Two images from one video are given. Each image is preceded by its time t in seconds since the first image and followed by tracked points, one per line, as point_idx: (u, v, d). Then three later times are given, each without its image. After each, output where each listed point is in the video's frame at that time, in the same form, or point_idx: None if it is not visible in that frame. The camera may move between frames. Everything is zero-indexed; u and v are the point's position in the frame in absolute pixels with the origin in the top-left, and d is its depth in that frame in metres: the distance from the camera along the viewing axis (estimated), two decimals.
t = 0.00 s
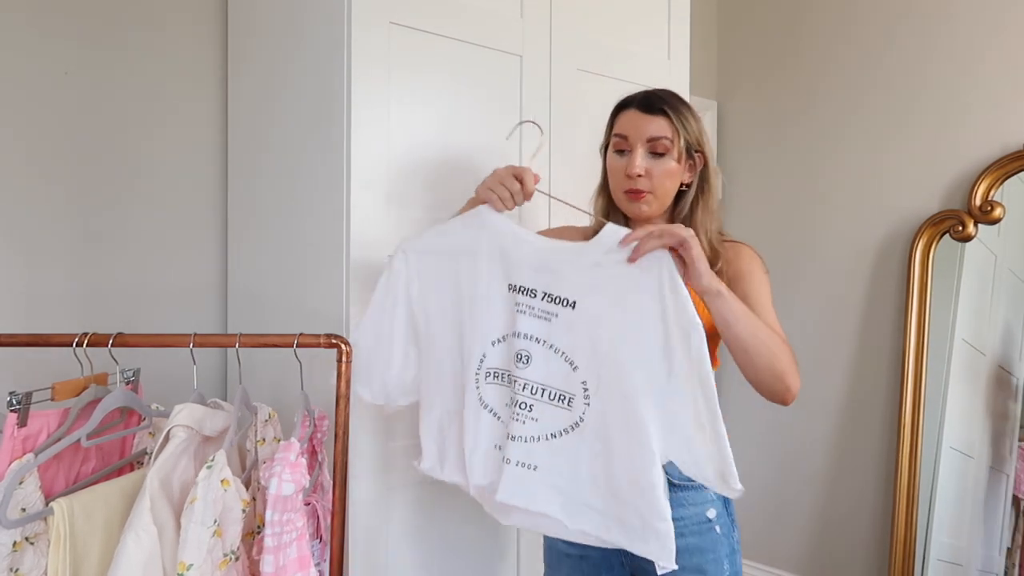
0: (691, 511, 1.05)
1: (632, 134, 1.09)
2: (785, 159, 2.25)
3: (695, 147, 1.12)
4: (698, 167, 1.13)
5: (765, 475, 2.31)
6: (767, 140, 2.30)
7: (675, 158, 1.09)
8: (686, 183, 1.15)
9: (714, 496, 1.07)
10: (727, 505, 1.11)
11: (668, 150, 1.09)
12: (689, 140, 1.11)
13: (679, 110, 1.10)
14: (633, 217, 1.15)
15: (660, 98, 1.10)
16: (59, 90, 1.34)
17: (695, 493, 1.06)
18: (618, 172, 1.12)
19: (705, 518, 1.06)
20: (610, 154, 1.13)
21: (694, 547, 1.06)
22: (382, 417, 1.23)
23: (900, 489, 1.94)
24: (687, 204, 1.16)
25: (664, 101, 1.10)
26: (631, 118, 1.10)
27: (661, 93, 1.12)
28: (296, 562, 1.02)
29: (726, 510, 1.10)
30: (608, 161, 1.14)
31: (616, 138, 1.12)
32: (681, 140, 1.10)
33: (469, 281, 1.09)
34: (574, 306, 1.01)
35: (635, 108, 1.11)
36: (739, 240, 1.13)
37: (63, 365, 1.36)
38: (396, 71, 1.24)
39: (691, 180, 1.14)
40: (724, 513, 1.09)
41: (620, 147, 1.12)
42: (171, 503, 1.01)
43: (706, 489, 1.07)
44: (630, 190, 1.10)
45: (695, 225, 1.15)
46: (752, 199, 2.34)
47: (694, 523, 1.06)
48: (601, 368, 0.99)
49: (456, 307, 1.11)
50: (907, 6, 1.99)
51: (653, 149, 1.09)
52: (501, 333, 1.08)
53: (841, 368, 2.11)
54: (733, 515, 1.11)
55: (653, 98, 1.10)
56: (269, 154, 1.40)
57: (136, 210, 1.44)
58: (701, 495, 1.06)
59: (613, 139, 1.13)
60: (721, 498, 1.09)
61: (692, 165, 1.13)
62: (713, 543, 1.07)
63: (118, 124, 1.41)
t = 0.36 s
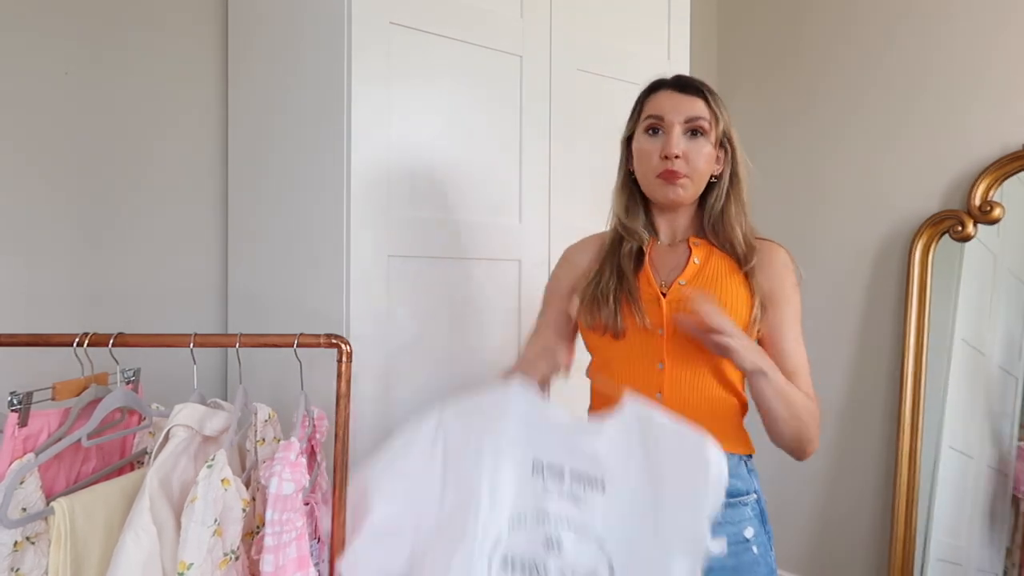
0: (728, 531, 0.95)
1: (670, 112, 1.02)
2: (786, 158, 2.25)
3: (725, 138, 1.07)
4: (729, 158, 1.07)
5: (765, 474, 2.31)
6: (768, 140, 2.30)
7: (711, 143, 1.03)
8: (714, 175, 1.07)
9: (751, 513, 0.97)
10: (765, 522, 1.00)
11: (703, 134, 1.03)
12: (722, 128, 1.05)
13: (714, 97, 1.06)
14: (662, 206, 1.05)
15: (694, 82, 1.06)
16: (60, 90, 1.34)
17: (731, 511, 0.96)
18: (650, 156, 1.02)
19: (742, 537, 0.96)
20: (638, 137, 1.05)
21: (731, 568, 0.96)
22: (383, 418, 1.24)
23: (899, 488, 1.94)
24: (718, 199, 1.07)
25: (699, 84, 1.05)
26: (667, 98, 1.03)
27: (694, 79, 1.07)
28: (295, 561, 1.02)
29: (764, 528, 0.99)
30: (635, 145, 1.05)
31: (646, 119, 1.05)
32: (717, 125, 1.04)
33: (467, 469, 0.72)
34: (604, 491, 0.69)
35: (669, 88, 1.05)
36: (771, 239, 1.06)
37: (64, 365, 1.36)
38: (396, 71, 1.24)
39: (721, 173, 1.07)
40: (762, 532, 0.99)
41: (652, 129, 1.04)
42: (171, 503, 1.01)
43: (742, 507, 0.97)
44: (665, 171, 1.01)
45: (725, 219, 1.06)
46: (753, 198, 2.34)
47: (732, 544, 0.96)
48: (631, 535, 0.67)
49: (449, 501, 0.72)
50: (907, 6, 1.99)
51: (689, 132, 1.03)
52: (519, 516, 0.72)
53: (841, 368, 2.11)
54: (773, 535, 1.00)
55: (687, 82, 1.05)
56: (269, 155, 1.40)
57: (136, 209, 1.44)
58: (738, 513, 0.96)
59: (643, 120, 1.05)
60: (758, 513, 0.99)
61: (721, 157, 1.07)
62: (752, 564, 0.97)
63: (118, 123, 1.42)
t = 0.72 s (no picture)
0: (728, 527, 0.96)
1: (657, 97, 1.02)
2: (786, 159, 2.25)
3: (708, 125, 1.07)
4: (714, 145, 1.08)
5: (765, 475, 2.31)
6: (768, 141, 2.30)
7: (698, 129, 1.03)
8: (701, 163, 1.08)
9: (747, 509, 0.98)
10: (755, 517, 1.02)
11: (689, 119, 1.03)
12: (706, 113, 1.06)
13: (697, 82, 1.07)
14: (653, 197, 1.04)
15: (677, 67, 1.06)
16: (60, 90, 1.35)
17: (732, 507, 0.97)
18: (638, 144, 1.02)
19: (740, 533, 0.97)
20: (624, 125, 1.04)
21: (730, 564, 0.96)
22: (383, 418, 1.24)
23: (899, 488, 1.94)
24: (707, 187, 1.07)
25: (682, 68, 1.06)
26: (652, 83, 1.04)
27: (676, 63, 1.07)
28: (300, 561, 1.02)
29: (756, 523, 1.01)
30: (621, 134, 1.04)
31: (632, 106, 1.04)
32: (703, 110, 1.05)
33: None
34: None
35: (653, 73, 1.05)
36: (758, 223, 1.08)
37: (64, 365, 1.37)
38: (396, 71, 1.24)
39: (706, 160, 1.08)
40: (755, 528, 1.00)
41: (639, 116, 1.03)
42: (171, 503, 1.01)
43: (740, 503, 0.97)
44: (655, 159, 1.01)
45: (715, 208, 1.06)
46: (753, 199, 2.34)
47: (731, 540, 0.96)
48: None
49: None
50: (908, 6, 1.99)
51: (676, 117, 1.03)
52: None
53: (841, 368, 2.11)
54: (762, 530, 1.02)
55: (670, 67, 1.06)
56: (269, 154, 1.40)
57: (135, 210, 1.44)
58: (736, 509, 0.97)
59: (628, 108, 1.05)
60: (751, 508, 1.00)
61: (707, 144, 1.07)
62: (746, 560, 0.98)
63: (118, 124, 1.42)
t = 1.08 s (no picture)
0: (697, 520, 0.94)
1: (629, 96, 1.01)
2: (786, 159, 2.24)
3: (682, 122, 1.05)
4: (686, 143, 1.06)
5: (765, 475, 2.31)
6: (768, 141, 2.30)
7: (669, 128, 1.02)
8: (672, 160, 1.06)
9: (716, 502, 0.97)
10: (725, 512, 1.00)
11: (661, 118, 1.02)
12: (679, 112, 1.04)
13: (672, 80, 1.04)
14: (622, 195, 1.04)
15: (651, 63, 1.04)
16: (60, 90, 1.35)
17: (700, 499, 0.95)
18: (608, 141, 1.01)
19: (710, 526, 0.95)
20: (596, 122, 1.03)
21: (699, 558, 0.94)
22: (383, 417, 1.23)
23: (900, 488, 1.93)
24: (677, 183, 1.06)
25: (656, 65, 1.04)
26: (625, 81, 1.02)
27: (651, 59, 1.05)
28: (306, 561, 1.02)
29: (726, 518, 0.99)
30: (592, 130, 1.04)
31: (604, 103, 1.03)
32: (675, 109, 1.03)
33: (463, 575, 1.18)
34: None
35: (626, 70, 1.03)
36: (727, 217, 1.06)
37: (64, 366, 1.36)
38: (395, 70, 1.24)
39: (678, 157, 1.06)
40: (725, 522, 0.99)
41: (610, 113, 1.02)
42: (171, 503, 1.01)
43: (708, 496, 0.96)
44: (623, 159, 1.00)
45: (684, 205, 1.05)
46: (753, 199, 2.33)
47: (700, 533, 0.94)
48: None
49: None
50: (908, 6, 1.99)
51: (647, 116, 1.02)
52: None
53: (841, 368, 2.11)
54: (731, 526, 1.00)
55: (644, 63, 1.04)
56: (269, 153, 1.40)
57: (133, 210, 1.44)
58: (705, 502, 0.95)
59: (600, 105, 1.04)
60: (721, 502, 0.99)
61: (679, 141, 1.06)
62: (715, 555, 0.96)
63: (117, 123, 1.41)
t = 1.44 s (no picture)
0: (679, 518, 0.94)
1: (610, 101, 1.00)
2: (786, 159, 2.25)
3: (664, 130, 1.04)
4: (666, 149, 1.05)
5: (765, 475, 2.31)
6: (767, 141, 2.30)
7: (648, 135, 1.02)
8: (650, 165, 1.06)
9: (700, 501, 0.96)
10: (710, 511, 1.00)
11: (642, 125, 1.02)
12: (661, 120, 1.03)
13: (656, 87, 1.04)
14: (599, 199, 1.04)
15: (635, 69, 1.03)
16: (59, 90, 1.34)
17: (684, 498, 0.95)
18: (587, 144, 1.01)
19: (693, 524, 0.95)
20: (577, 124, 1.03)
21: (681, 557, 0.94)
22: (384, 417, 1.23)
23: (900, 488, 1.93)
24: (653, 187, 1.05)
25: (640, 71, 1.03)
26: (607, 86, 1.02)
27: (635, 63, 1.05)
28: (312, 561, 1.02)
29: (711, 516, 0.99)
30: (574, 132, 1.04)
31: (586, 106, 1.03)
32: (656, 117, 1.03)
33: None
34: None
35: (610, 75, 1.03)
36: (704, 214, 1.06)
37: (64, 366, 1.36)
38: (395, 70, 1.24)
39: (657, 162, 1.06)
40: (709, 521, 0.98)
41: (591, 116, 1.02)
42: (172, 503, 1.01)
43: (692, 495, 0.95)
44: (600, 163, 1.01)
45: (659, 210, 1.04)
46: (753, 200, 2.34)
47: (683, 532, 0.94)
48: None
49: None
50: (907, 6, 1.99)
51: (627, 123, 1.01)
52: None
53: (840, 368, 2.12)
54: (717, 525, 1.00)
55: (628, 68, 1.03)
56: (269, 153, 1.40)
57: (133, 210, 1.44)
58: (688, 501, 0.95)
59: (582, 108, 1.04)
60: (707, 501, 0.98)
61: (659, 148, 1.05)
62: (698, 554, 0.96)
63: (116, 124, 1.41)
